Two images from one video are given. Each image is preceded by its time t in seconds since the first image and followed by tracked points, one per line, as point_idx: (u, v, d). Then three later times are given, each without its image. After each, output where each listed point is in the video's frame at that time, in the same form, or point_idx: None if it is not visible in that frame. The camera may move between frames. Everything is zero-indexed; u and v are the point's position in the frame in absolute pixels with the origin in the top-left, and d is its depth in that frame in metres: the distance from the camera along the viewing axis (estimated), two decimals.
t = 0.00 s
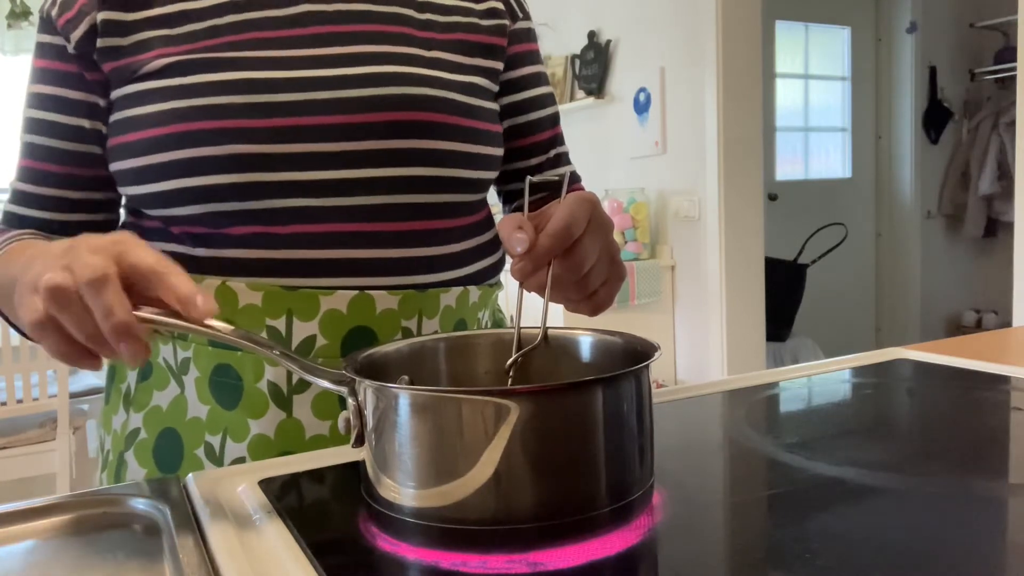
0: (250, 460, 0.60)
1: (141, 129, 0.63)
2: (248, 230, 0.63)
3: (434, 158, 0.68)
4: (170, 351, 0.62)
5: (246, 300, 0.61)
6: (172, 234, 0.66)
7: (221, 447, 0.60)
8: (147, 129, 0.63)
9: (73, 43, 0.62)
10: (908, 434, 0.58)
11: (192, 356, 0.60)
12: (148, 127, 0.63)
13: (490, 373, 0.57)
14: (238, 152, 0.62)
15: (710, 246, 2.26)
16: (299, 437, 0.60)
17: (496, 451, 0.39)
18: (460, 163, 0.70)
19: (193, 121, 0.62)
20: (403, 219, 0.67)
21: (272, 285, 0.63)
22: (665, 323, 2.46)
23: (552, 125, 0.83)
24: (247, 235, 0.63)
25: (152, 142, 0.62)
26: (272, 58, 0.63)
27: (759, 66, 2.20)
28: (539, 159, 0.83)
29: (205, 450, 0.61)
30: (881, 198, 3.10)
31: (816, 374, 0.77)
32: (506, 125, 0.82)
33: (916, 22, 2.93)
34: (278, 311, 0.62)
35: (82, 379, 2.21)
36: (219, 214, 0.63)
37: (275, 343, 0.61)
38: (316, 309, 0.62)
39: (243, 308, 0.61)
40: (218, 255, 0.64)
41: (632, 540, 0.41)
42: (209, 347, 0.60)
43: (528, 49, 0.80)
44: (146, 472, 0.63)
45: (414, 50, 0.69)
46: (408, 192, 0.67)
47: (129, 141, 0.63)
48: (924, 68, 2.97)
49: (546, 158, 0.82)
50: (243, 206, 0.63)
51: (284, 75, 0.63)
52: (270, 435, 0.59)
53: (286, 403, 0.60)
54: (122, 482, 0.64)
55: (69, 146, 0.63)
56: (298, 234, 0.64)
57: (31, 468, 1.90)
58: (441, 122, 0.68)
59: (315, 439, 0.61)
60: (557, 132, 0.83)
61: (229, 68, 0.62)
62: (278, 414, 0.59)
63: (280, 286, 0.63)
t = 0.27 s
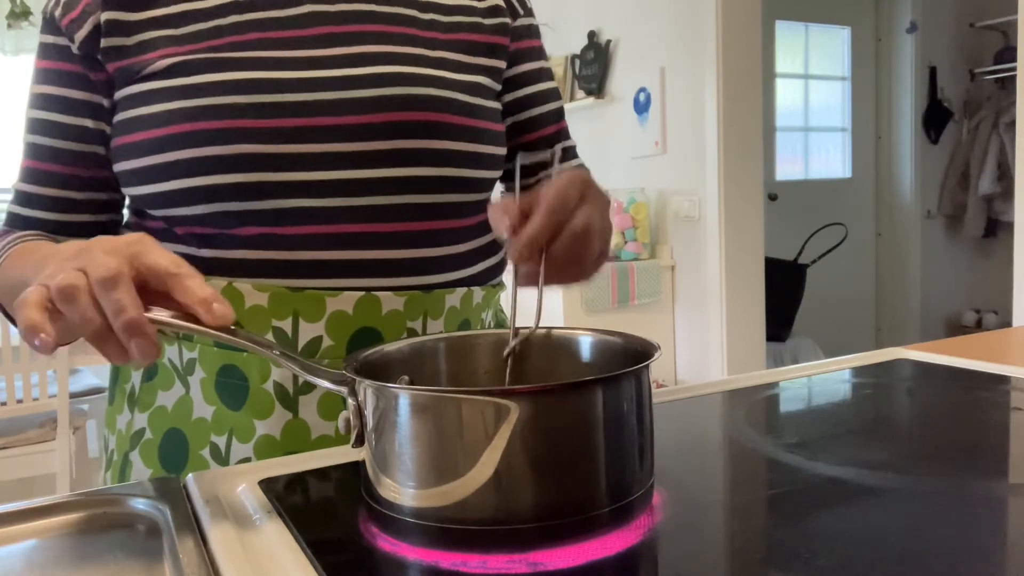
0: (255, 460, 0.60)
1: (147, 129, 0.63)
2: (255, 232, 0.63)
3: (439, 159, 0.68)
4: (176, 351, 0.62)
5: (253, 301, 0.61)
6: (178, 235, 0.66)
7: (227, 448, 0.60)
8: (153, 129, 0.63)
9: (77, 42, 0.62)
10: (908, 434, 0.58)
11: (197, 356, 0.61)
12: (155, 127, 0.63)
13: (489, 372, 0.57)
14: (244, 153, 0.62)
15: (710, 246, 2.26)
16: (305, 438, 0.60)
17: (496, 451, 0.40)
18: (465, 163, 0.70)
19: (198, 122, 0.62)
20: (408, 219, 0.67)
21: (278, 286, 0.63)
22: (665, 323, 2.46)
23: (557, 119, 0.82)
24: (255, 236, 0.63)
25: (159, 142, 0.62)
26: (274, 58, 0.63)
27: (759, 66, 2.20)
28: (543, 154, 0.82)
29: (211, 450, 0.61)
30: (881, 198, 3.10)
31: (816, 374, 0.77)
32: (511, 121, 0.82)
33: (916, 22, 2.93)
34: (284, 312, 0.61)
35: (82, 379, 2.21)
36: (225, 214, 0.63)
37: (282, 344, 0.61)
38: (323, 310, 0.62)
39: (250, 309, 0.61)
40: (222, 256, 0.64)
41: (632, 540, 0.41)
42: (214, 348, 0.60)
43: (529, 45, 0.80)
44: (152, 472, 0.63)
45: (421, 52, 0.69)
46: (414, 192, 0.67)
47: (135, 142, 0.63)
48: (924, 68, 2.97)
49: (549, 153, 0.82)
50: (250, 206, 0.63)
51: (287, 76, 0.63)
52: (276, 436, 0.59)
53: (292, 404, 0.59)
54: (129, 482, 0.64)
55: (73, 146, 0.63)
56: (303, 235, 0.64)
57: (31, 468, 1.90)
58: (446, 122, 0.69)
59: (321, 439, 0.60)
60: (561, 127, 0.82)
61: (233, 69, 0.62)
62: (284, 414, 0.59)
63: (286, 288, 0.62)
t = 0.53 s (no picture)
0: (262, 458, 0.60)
1: (154, 126, 0.63)
2: (258, 230, 0.63)
3: (444, 159, 0.68)
4: (182, 350, 0.62)
5: (260, 299, 0.61)
6: (184, 235, 0.65)
7: (232, 447, 0.60)
8: (162, 125, 0.63)
9: (83, 39, 0.62)
10: (909, 434, 0.58)
11: (204, 355, 0.61)
12: (162, 123, 0.63)
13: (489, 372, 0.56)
14: (249, 151, 0.62)
15: (710, 245, 2.26)
16: (311, 437, 0.60)
17: (495, 451, 0.39)
18: (469, 161, 0.70)
19: (205, 119, 0.62)
20: (413, 218, 0.67)
21: (285, 286, 0.63)
22: (665, 323, 2.46)
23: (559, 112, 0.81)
24: (262, 235, 0.63)
25: (164, 140, 0.63)
26: (277, 58, 0.63)
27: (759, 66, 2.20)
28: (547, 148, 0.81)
29: (216, 449, 0.61)
30: (881, 198, 3.10)
31: (816, 374, 0.77)
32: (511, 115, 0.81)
33: (916, 22, 2.93)
34: (292, 311, 0.61)
35: (82, 378, 2.21)
36: (228, 214, 0.63)
37: (289, 343, 0.61)
38: (331, 309, 0.62)
39: (257, 308, 0.61)
40: (224, 255, 0.64)
41: (632, 540, 0.41)
42: (221, 347, 0.60)
43: (530, 39, 0.79)
44: (155, 471, 0.63)
45: (430, 53, 0.70)
46: (419, 193, 0.67)
47: (141, 138, 0.63)
48: (924, 68, 2.97)
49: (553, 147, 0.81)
50: (257, 204, 0.63)
51: (289, 75, 0.63)
52: (282, 435, 0.59)
53: (299, 403, 0.59)
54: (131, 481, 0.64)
55: (78, 142, 0.63)
56: (309, 236, 0.64)
57: (31, 468, 1.90)
58: (451, 122, 0.69)
59: (327, 437, 0.60)
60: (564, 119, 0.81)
61: (236, 69, 0.62)
62: (291, 413, 0.59)
63: (294, 287, 0.62)
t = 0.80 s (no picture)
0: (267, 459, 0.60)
1: (155, 130, 0.63)
2: (261, 233, 0.63)
3: (446, 158, 0.68)
4: (186, 351, 0.62)
5: (264, 300, 0.61)
6: (187, 237, 0.65)
7: (237, 447, 0.61)
8: (158, 131, 0.63)
9: (80, 45, 0.63)
10: (909, 434, 0.58)
11: (208, 356, 0.61)
12: (161, 128, 0.63)
13: (489, 373, 0.56)
14: (250, 154, 0.62)
15: (710, 245, 2.26)
16: (315, 437, 0.60)
17: (495, 451, 0.40)
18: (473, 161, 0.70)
19: (204, 123, 0.62)
20: (415, 218, 0.67)
21: (288, 286, 0.63)
22: (665, 323, 2.46)
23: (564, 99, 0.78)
24: (266, 237, 0.63)
25: (164, 145, 0.62)
26: (277, 60, 0.64)
27: (759, 66, 2.19)
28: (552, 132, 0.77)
29: (221, 450, 0.61)
30: (880, 198, 3.10)
31: (816, 374, 0.77)
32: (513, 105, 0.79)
33: (916, 22, 2.93)
34: (296, 311, 0.61)
35: (82, 378, 2.21)
36: (229, 216, 0.63)
37: (293, 344, 0.62)
38: (334, 310, 0.62)
39: (261, 309, 0.61)
40: (227, 256, 0.64)
41: (632, 540, 0.41)
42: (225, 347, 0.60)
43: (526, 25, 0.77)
44: (160, 471, 0.63)
45: (432, 51, 0.69)
46: (420, 193, 0.67)
47: (142, 143, 0.63)
48: (924, 68, 2.97)
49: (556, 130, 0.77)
50: (261, 206, 0.63)
51: (289, 76, 0.63)
52: (287, 435, 0.60)
53: (303, 403, 0.60)
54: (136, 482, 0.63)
55: (77, 147, 0.63)
56: (313, 235, 0.64)
57: (32, 468, 1.90)
58: (452, 121, 0.69)
59: (332, 437, 0.60)
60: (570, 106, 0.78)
61: (236, 70, 0.63)
62: (295, 413, 0.59)
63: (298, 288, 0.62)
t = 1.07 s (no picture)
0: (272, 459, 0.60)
1: (152, 132, 0.63)
2: (258, 236, 0.64)
3: (445, 157, 0.67)
4: (188, 352, 0.62)
5: (267, 301, 0.61)
6: (185, 239, 0.65)
7: (242, 448, 0.61)
8: (153, 134, 0.63)
9: (78, 47, 0.63)
10: (909, 434, 0.58)
11: (210, 358, 0.60)
12: (157, 130, 0.63)
13: (489, 373, 0.56)
14: (247, 155, 0.62)
15: (710, 245, 2.26)
16: (320, 436, 0.60)
17: (495, 451, 0.39)
18: (475, 160, 0.70)
19: (201, 124, 0.62)
20: (415, 218, 0.66)
21: (291, 287, 0.63)
22: (665, 323, 2.46)
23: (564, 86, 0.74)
24: (264, 239, 0.64)
25: (161, 148, 0.62)
26: (274, 60, 0.63)
27: (759, 66, 2.19)
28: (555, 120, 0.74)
29: (225, 451, 0.61)
30: (880, 198, 3.10)
31: (816, 374, 0.77)
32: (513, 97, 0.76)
33: (916, 22, 2.93)
34: (298, 313, 0.61)
35: (82, 378, 2.21)
36: (226, 218, 0.63)
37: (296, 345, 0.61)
38: (337, 311, 0.62)
39: (264, 310, 0.61)
40: (227, 258, 0.64)
41: (632, 540, 0.41)
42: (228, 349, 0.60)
43: (525, 18, 0.76)
44: (164, 472, 0.63)
45: (425, 49, 0.69)
46: (418, 193, 0.66)
47: (141, 145, 0.63)
48: (924, 68, 2.97)
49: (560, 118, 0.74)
50: (258, 208, 0.63)
51: (286, 76, 0.63)
52: (291, 436, 0.60)
53: (308, 404, 0.59)
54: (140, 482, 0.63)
55: (76, 148, 0.63)
56: (311, 235, 0.64)
57: (32, 468, 1.90)
58: (453, 120, 0.68)
59: (336, 438, 0.60)
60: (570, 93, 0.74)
61: (233, 70, 0.62)
62: (299, 414, 0.59)
63: (300, 289, 0.62)
